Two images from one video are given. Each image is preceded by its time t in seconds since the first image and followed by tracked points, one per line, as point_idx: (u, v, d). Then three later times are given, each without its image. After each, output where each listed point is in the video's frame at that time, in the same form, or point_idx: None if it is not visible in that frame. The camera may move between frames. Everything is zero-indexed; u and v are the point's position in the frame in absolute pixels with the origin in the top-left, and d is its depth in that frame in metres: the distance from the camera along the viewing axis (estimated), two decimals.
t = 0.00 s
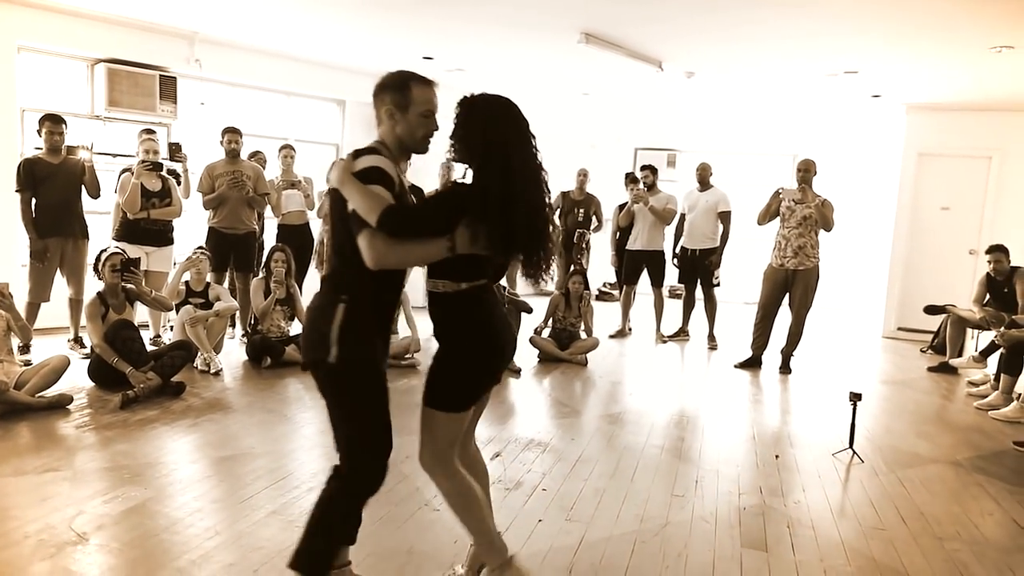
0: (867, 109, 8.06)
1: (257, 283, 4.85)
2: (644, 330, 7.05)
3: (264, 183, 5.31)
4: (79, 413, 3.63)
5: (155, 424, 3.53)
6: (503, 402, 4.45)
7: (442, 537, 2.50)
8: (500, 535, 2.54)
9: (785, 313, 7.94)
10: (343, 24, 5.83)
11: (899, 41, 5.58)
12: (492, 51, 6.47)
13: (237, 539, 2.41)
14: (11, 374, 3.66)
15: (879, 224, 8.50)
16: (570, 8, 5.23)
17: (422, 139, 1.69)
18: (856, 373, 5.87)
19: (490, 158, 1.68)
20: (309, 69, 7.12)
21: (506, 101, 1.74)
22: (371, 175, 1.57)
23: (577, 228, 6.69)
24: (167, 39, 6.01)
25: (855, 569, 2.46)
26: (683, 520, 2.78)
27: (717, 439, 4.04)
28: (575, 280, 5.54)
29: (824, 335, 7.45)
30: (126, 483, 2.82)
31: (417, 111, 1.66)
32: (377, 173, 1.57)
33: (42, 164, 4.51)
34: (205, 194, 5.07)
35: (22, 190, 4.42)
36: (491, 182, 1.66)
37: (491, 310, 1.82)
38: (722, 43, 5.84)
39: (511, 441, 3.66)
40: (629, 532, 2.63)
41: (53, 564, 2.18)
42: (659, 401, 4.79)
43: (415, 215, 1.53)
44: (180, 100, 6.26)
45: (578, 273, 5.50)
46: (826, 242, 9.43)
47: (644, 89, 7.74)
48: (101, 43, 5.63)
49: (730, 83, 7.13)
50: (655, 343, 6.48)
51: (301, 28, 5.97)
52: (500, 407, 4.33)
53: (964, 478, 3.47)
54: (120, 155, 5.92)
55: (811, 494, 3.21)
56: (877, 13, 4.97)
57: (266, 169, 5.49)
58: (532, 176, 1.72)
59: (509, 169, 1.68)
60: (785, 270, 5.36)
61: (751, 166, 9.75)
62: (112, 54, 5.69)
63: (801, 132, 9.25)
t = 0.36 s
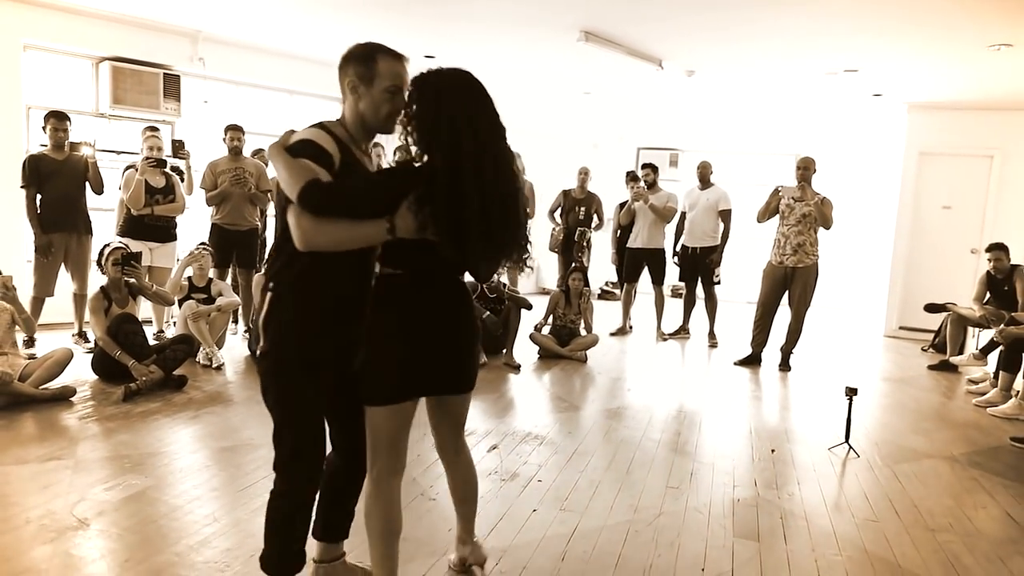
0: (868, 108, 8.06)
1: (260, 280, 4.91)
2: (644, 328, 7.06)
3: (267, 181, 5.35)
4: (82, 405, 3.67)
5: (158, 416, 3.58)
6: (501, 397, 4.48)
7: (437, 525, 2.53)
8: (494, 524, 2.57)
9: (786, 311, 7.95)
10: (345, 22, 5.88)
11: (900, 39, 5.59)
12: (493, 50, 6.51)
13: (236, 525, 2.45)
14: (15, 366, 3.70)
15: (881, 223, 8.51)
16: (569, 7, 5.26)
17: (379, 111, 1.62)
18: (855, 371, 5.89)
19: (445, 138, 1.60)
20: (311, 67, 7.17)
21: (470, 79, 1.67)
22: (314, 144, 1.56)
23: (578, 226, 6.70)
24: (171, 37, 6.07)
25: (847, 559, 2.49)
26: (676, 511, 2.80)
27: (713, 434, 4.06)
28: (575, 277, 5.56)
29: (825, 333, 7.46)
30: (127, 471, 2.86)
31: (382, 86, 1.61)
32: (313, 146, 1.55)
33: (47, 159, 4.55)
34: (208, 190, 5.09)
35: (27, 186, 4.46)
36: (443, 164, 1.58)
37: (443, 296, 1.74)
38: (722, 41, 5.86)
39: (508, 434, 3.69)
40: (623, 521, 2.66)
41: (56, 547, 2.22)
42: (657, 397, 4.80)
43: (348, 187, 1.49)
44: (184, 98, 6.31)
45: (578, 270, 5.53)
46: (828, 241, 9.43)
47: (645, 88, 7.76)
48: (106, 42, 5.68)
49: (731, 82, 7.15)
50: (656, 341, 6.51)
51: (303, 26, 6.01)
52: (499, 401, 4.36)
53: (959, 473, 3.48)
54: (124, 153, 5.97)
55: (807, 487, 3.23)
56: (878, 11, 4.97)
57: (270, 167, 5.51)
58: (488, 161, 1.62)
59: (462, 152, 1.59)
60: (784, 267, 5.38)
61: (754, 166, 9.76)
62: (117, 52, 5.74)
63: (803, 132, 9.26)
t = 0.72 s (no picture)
0: (896, 109, 7.99)
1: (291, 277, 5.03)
2: (668, 328, 7.08)
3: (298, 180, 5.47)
4: (121, 396, 3.80)
5: (193, 407, 3.69)
6: (526, 394, 4.54)
7: (465, 515, 2.60)
8: (520, 516, 2.62)
9: (812, 313, 7.92)
10: (374, 25, 5.99)
11: (928, 40, 5.56)
12: (518, 52, 6.60)
13: (274, 510, 2.54)
14: (58, 357, 3.88)
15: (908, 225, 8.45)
16: (595, 9, 5.31)
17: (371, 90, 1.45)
18: (881, 373, 5.87)
19: (411, 123, 1.34)
20: (340, 69, 7.30)
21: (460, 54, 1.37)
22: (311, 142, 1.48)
23: (602, 226, 6.74)
24: (205, 41, 6.22)
25: (868, 553, 2.52)
26: (699, 506, 2.85)
27: (737, 432, 4.08)
28: (600, 276, 5.59)
29: (851, 335, 7.42)
30: (164, 460, 2.97)
31: (376, 78, 1.46)
32: (300, 147, 1.47)
33: (87, 159, 4.71)
34: (239, 189, 5.25)
35: (69, 186, 4.63)
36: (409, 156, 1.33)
37: (436, 303, 1.37)
38: (747, 42, 5.88)
39: (534, 429, 3.75)
40: (647, 514, 2.72)
41: (100, 530, 2.32)
42: (680, 396, 4.83)
43: (323, 186, 1.38)
44: (217, 100, 6.47)
45: (602, 270, 5.56)
46: (854, 243, 9.37)
47: (669, 89, 7.79)
48: (143, 45, 5.84)
49: (756, 82, 7.15)
50: (679, 341, 6.53)
51: (332, 28, 6.11)
52: (523, 398, 4.43)
53: (984, 473, 3.48)
54: (159, 153, 6.12)
55: (831, 486, 3.25)
56: (903, 10, 4.95)
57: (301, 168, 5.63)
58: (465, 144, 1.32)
59: (426, 138, 1.32)
60: (809, 268, 5.38)
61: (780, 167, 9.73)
62: (154, 55, 5.90)
63: (830, 133, 9.23)
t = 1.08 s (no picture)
0: (913, 114, 8.03)
1: (316, 279, 5.14)
2: (684, 330, 7.16)
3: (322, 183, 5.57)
4: (157, 393, 3.93)
5: (226, 404, 3.81)
6: (546, 394, 4.64)
7: (494, 508, 2.71)
8: (547, 510, 2.72)
9: (827, 316, 7.98)
10: (397, 31, 6.11)
11: (946, 45, 5.60)
12: (537, 58, 6.70)
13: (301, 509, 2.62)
14: (97, 354, 4.01)
15: (924, 229, 8.48)
16: (615, 16, 5.41)
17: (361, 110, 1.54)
18: (896, 375, 5.92)
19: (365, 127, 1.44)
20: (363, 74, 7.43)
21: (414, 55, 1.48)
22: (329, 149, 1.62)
23: (619, 230, 6.83)
24: (232, 47, 6.37)
25: (886, 549, 2.61)
26: (719, 502, 2.94)
27: (754, 433, 4.16)
28: (618, 279, 5.68)
29: (867, 338, 7.47)
30: (202, 454, 3.09)
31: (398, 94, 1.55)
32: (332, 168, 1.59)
33: (122, 163, 4.87)
34: (267, 192, 5.36)
35: (104, 189, 4.78)
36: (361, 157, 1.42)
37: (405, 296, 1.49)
38: (764, 48, 5.95)
39: (556, 428, 3.85)
40: (670, 509, 2.82)
41: (150, 520, 2.45)
42: (698, 397, 4.92)
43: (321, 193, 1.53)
44: (243, 105, 6.62)
45: (621, 273, 5.65)
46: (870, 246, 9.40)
47: (687, 95, 7.86)
48: (173, 51, 6.00)
49: (773, 88, 7.20)
50: (696, 343, 6.61)
51: (356, 35, 6.24)
52: (543, 398, 4.53)
53: (999, 474, 3.54)
54: (188, 156, 6.28)
55: (848, 485, 3.32)
56: (920, 16, 5.01)
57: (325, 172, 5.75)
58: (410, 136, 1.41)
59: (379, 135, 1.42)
60: (825, 272, 5.45)
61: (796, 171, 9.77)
62: (183, 61, 6.05)
63: (846, 137, 9.27)
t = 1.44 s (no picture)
0: (915, 117, 8.11)
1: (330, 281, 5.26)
2: (690, 332, 7.25)
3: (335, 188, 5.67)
4: (178, 394, 4.04)
5: (245, 405, 3.92)
6: (556, 394, 4.74)
7: (512, 505, 2.81)
8: (563, 507, 2.82)
9: (831, 317, 8.06)
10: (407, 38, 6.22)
11: (948, 50, 5.68)
12: (546, 63, 6.80)
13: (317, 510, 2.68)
14: (120, 357, 4.12)
15: (927, 231, 8.57)
16: (622, 23, 5.51)
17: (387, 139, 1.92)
18: (900, 376, 6.00)
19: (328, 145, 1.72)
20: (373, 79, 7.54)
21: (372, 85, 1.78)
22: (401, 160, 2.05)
23: (626, 232, 6.92)
24: (245, 54, 6.48)
25: (890, 544, 2.70)
26: (727, 499, 3.04)
27: (760, 432, 4.26)
28: (625, 281, 5.78)
29: (870, 339, 7.55)
30: (226, 453, 3.20)
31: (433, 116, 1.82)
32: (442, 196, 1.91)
33: (140, 169, 5.00)
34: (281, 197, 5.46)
35: (123, 194, 4.89)
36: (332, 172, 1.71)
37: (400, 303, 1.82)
38: (769, 54, 6.04)
39: (567, 427, 3.95)
40: (681, 506, 2.92)
41: (183, 515, 2.56)
42: (704, 398, 5.02)
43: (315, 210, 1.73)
44: (256, 110, 6.74)
45: (628, 275, 5.75)
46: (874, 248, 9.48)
47: (692, 98, 7.95)
48: (187, 58, 6.11)
49: (778, 92, 7.28)
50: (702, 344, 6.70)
51: (367, 41, 6.35)
52: (554, 398, 4.63)
53: (1000, 473, 3.64)
54: (203, 161, 6.40)
55: (853, 483, 3.42)
56: (923, 23, 5.09)
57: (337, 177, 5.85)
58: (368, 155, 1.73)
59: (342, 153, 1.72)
60: (829, 274, 5.53)
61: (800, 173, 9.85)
62: (198, 68, 6.16)
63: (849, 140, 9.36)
